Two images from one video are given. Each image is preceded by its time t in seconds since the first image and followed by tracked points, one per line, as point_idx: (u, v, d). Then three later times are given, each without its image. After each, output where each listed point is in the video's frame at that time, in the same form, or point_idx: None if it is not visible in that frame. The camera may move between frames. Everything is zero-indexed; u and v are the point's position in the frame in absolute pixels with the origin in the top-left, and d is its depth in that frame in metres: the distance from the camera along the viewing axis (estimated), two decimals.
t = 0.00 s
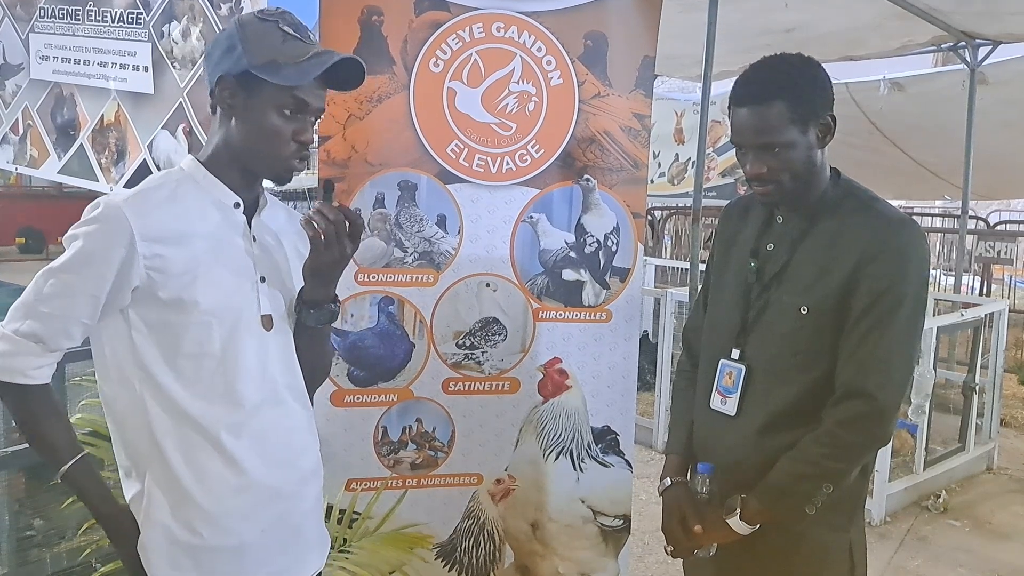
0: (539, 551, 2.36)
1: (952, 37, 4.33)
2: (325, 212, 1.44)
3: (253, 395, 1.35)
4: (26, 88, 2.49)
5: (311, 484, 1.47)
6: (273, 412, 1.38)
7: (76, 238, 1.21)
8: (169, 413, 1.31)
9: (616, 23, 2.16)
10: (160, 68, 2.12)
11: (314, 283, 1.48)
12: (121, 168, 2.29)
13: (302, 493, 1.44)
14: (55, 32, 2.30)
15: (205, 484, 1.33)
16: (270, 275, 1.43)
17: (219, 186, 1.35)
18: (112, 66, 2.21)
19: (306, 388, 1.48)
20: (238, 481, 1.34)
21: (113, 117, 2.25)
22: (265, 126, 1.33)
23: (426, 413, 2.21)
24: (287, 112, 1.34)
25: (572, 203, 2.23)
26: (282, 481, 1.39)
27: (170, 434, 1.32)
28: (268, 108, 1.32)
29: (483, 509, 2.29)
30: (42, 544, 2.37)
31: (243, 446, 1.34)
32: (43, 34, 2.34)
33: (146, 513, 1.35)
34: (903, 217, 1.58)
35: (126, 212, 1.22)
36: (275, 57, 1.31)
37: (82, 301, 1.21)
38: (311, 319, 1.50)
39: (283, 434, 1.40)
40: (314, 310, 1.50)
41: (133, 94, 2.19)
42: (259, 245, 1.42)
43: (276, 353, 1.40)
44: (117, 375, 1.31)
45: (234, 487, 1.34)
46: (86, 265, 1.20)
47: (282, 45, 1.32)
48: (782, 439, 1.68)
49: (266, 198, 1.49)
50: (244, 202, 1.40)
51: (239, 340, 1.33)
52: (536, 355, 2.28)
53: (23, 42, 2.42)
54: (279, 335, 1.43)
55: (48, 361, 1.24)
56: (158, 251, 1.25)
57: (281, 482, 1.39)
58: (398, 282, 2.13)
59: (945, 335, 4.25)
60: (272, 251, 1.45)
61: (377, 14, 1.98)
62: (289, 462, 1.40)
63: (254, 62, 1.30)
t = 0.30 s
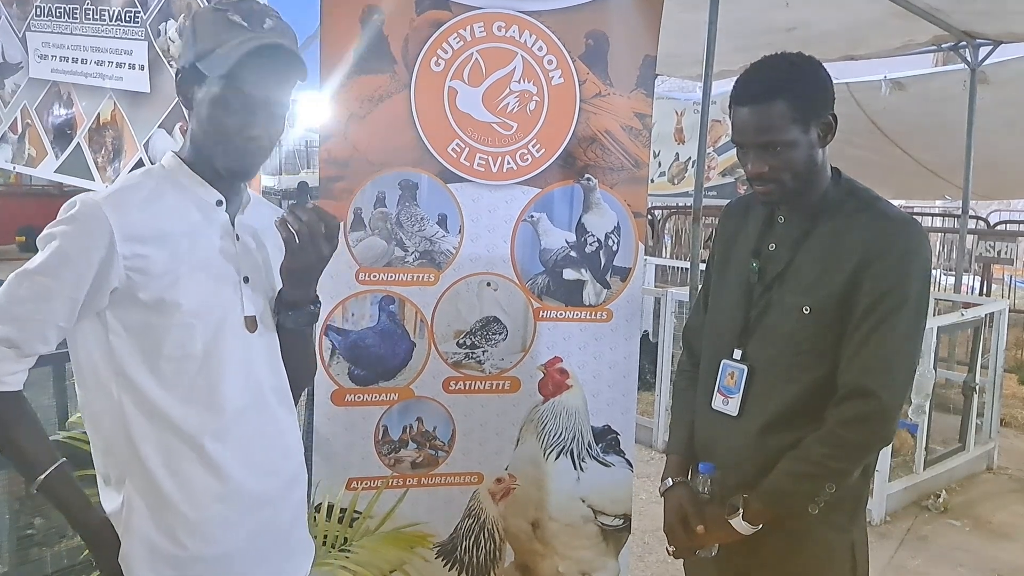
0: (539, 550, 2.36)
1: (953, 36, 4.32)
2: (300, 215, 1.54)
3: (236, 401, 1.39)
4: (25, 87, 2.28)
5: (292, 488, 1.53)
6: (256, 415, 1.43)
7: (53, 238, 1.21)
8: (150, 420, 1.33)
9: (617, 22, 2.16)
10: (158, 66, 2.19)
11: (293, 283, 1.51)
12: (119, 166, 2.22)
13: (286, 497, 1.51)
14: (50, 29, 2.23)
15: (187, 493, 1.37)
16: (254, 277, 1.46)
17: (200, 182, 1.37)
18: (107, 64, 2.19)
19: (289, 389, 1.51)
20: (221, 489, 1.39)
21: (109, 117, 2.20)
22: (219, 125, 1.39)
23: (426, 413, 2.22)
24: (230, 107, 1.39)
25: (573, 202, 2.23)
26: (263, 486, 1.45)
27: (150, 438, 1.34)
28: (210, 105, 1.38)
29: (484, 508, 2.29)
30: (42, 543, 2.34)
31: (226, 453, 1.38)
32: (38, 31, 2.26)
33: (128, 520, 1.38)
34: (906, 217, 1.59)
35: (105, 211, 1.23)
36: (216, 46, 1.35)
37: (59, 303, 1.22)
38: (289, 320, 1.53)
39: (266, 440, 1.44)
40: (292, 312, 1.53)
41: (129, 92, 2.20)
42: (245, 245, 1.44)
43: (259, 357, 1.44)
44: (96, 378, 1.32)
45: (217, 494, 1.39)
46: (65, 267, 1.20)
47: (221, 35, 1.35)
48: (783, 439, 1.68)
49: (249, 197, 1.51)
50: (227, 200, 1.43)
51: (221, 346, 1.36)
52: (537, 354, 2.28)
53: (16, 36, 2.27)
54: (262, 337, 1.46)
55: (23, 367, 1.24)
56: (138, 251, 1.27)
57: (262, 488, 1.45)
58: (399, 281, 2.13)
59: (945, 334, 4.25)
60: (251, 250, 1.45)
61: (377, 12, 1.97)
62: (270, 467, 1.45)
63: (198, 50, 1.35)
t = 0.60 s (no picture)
0: (539, 550, 2.37)
1: (954, 35, 4.32)
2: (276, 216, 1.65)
3: (216, 408, 1.49)
4: (22, 86, 2.27)
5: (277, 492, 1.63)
6: (235, 423, 1.52)
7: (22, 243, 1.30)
8: (131, 424, 1.44)
9: (618, 22, 2.16)
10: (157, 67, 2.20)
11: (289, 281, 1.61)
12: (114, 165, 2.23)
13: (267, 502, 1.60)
14: (48, 28, 2.23)
15: (168, 496, 1.48)
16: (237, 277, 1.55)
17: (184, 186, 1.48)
18: (104, 62, 2.20)
19: (278, 393, 1.62)
20: (201, 495, 1.50)
21: (105, 115, 2.22)
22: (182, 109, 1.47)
23: (426, 412, 2.22)
24: (198, 96, 1.47)
25: (573, 201, 2.23)
26: (247, 493, 1.56)
27: (134, 444, 1.44)
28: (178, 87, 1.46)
29: (484, 508, 2.29)
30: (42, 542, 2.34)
31: (206, 457, 1.49)
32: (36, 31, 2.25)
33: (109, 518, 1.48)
34: (906, 216, 1.59)
35: (75, 214, 1.32)
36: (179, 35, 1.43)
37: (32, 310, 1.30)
38: (275, 322, 1.62)
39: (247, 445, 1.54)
40: (278, 315, 1.62)
41: (125, 91, 2.21)
42: (225, 246, 1.54)
43: (243, 361, 1.54)
44: (75, 386, 1.42)
45: (196, 500, 1.49)
46: (36, 271, 1.28)
47: (186, 20, 1.42)
48: (784, 438, 1.68)
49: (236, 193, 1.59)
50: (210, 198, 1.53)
51: (199, 351, 1.46)
52: (537, 354, 2.28)
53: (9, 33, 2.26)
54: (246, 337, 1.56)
55: None
56: (110, 255, 1.36)
57: (246, 495, 1.56)
58: (400, 280, 2.13)
59: (945, 334, 4.25)
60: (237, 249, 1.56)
61: (377, 11, 1.98)
62: (253, 472, 1.56)
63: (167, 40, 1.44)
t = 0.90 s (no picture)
0: (539, 549, 2.37)
1: (953, 35, 4.32)
2: (273, 214, 1.45)
3: (208, 406, 1.37)
4: (20, 84, 2.40)
5: (271, 493, 1.51)
6: (229, 423, 1.41)
7: (8, 245, 1.21)
8: (117, 424, 1.33)
9: (617, 21, 2.16)
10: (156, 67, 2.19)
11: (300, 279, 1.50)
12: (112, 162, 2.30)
13: (261, 503, 1.49)
14: (47, 27, 2.24)
15: (154, 497, 1.35)
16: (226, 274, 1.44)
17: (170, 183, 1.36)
18: (103, 62, 2.20)
19: (271, 391, 1.51)
20: (192, 495, 1.37)
21: (104, 113, 2.25)
22: (190, 115, 1.32)
23: (426, 411, 2.22)
24: (213, 100, 1.32)
25: (573, 200, 2.23)
26: (238, 493, 1.43)
27: (122, 449, 1.33)
28: (189, 97, 1.31)
29: (483, 507, 2.29)
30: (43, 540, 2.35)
31: (196, 457, 1.37)
32: (36, 30, 2.26)
33: (98, 524, 1.37)
34: (907, 216, 1.58)
35: (60, 217, 1.23)
36: (189, 38, 1.28)
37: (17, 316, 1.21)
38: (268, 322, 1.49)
39: (239, 444, 1.42)
40: (273, 314, 1.49)
41: (123, 90, 2.21)
42: (217, 243, 1.43)
43: (237, 360, 1.43)
44: (64, 385, 1.33)
45: (186, 500, 1.37)
46: (21, 274, 1.19)
47: (196, 23, 1.29)
48: (783, 437, 1.68)
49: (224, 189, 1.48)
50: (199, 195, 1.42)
51: (191, 351, 1.35)
52: (536, 353, 2.28)
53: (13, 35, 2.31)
54: (239, 338, 1.45)
55: None
56: (97, 257, 1.26)
57: (237, 495, 1.43)
58: (399, 279, 2.13)
59: (945, 333, 4.25)
60: (226, 248, 1.44)
61: (377, 11, 1.98)
62: (245, 471, 1.44)
63: (169, 46, 1.28)
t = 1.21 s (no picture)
0: (539, 548, 2.37)
1: (954, 33, 4.32)
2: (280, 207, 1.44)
3: (210, 404, 1.36)
4: (23, 83, 2.39)
5: (271, 492, 1.49)
6: (230, 421, 1.40)
7: (13, 248, 1.18)
8: (119, 424, 1.32)
9: (617, 20, 2.16)
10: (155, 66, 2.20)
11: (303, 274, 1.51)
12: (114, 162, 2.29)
13: (263, 501, 1.47)
14: (49, 26, 2.28)
15: (158, 496, 1.34)
16: (228, 273, 1.44)
17: (171, 180, 1.36)
18: (105, 60, 2.22)
19: (271, 390, 1.50)
20: (196, 493, 1.36)
21: (106, 112, 2.25)
22: (207, 112, 1.32)
23: (426, 410, 2.22)
24: (231, 96, 1.33)
25: (573, 199, 2.23)
26: (241, 491, 1.42)
27: (124, 449, 1.33)
28: (207, 93, 1.32)
29: (483, 506, 2.29)
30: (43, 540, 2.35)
31: (200, 455, 1.36)
32: (38, 29, 2.29)
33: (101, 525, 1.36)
34: (907, 214, 1.58)
35: (67, 218, 1.21)
36: (207, 38, 1.29)
37: (19, 316, 1.18)
38: (272, 316, 1.51)
39: (240, 443, 1.41)
40: (275, 307, 1.51)
41: (125, 88, 2.22)
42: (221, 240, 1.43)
43: (238, 358, 1.42)
44: (65, 385, 1.33)
45: (189, 498, 1.36)
46: (25, 277, 1.17)
47: (215, 20, 1.32)
48: (783, 436, 1.69)
49: (222, 189, 1.48)
50: (197, 195, 1.41)
51: (194, 350, 1.34)
52: (536, 352, 2.28)
53: (17, 36, 2.33)
54: (240, 337, 1.44)
55: None
56: (103, 257, 1.25)
57: (240, 493, 1.42)
58: (399, 278, 2.13)
59: (945, 332, 4.25)
60: (230, 244, 1.44)
61: (377, 10, 1.97)
62: (247, 469, 1.42)
63: (185, 47, 1.29)
